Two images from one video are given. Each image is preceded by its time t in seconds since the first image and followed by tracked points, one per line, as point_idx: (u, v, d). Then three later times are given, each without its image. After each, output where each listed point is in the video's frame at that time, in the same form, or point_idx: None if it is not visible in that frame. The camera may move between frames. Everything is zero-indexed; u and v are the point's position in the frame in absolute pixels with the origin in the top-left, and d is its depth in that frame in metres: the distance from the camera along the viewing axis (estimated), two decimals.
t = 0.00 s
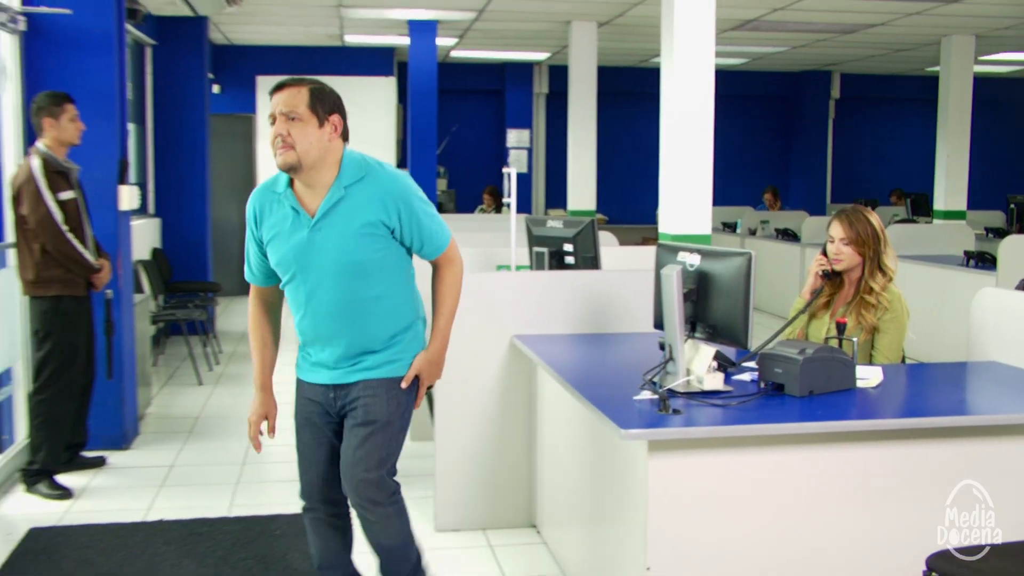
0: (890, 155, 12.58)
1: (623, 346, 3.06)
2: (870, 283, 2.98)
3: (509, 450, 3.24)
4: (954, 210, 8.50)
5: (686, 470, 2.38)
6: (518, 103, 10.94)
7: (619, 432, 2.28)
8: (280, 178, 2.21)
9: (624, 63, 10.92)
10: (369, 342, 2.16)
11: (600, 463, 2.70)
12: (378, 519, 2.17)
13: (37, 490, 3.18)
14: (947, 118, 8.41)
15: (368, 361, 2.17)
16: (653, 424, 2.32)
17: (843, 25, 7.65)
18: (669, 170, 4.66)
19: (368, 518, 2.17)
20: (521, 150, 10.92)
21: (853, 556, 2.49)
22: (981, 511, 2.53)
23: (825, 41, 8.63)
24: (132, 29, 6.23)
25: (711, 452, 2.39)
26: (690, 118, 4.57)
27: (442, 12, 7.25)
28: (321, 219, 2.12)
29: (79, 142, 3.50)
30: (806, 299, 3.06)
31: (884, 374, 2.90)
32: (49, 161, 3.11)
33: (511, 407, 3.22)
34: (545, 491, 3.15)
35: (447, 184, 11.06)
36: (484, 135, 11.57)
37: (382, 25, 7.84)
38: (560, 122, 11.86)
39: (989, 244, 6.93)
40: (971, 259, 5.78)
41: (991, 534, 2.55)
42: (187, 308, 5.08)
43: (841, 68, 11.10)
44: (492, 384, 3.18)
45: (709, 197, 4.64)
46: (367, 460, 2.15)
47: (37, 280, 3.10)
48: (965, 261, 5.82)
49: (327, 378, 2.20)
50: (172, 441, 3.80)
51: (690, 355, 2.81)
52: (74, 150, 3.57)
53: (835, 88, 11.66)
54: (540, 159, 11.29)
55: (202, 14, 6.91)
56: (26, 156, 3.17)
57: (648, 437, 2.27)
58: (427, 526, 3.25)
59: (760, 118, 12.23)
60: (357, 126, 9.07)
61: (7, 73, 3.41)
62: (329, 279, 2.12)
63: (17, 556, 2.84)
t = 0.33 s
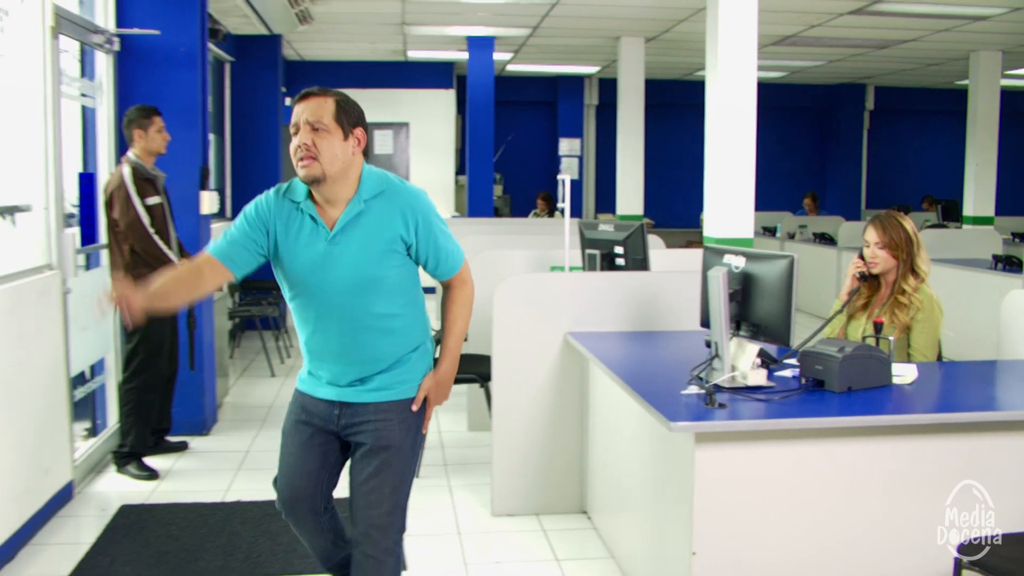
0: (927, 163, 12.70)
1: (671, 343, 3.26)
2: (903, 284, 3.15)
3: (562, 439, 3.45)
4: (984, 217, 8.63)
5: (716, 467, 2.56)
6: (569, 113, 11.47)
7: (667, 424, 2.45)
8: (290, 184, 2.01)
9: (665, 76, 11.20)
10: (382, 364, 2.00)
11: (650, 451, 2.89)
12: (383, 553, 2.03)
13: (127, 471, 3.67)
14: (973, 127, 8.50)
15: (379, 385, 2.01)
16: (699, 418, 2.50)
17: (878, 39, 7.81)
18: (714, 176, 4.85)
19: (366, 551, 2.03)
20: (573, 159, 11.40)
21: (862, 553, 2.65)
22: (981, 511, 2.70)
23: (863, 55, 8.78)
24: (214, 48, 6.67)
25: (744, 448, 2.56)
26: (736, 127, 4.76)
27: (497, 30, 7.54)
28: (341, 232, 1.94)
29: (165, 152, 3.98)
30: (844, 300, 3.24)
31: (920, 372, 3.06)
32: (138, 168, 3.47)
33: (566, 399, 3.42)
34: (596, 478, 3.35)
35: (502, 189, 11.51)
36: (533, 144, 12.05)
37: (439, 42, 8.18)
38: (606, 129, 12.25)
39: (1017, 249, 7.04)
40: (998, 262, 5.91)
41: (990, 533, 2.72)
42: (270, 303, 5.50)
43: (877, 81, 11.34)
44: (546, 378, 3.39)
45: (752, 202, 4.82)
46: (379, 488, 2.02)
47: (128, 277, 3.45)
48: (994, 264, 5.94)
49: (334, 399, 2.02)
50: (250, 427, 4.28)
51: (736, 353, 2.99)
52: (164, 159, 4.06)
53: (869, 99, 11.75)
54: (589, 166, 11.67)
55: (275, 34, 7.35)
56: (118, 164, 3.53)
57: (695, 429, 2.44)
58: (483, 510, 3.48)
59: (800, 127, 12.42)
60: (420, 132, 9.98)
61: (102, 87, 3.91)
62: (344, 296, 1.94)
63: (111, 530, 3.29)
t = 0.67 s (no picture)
0: (977, 164, 12.51)
1: (727, 343, 3.25)
2: (966, 287, 3.12)
3: (616, 439, 3.47)
4: None
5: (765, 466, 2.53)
6: (623, 113, 11.55)
7: (724, 424, 2.42)
8: (271, 190, 1.92)
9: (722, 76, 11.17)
10: (387, 371, 1.92)
11: (705, 453, 2.88)
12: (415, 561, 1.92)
13: (188, 465, 3.76)
14: None
15: (388, 393, 1.92)
16: (756, 419, 2.47)
17: (934, 39, 7.71)
18: (770, 177, 4.84)
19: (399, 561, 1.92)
20: (627, 159, 11.49)
21: (873, 554, 2.60)
22: (981, 511, 2.62)
23: (921, 54, 8.68)
24: (271, 48, 6.82)
25: (798, 448, 2.53)
26: (794, 128, 4.73)
27: (553, 31, 7.57)
28: (333, 236, 1.86)
29: (226, 151, 4.11)
30: (905, 301, 3.22)
31: (980, 375, 3.02)
32: (199, 169, 3.54)
33: (621, 399, 3.43)
34: (650, 479, 3.36)
35: (556, 189, 11.57)
36: (586, 145, 12.12)
37: (495, 43, 8.23)
38: (660, 130, 12.30)
39: None
40: None
41: (991, 535, 2.63)
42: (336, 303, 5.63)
43: (932, 81, 11.22)
44: (602, 378, 3.41)
45: (808, 203, 4.79)
46: (402, 498, 1.93)
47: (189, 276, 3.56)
48: None
49: (342, 413, 1.93)
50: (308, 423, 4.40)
51: (793, 354, 2.99)
52: (224, 159, 4.19)
53: (927, 99, 11.71)
54: (644, 168, 11.71)
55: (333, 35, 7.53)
56: (180, 165, 3.61)
57: (752, 429, 2.42)
58: (539, 509, 3.50)
59: (850, 129, 12.32)
60: (475, 132, 10.03)
61: (165, 89, 4.02)
62: (346, 303, 1.86)
63: (173, 522, 3.36)
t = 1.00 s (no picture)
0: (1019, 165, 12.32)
1: (769, 345, 3.23)
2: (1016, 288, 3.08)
3: (656, 441, 3.46)
4: None
5: (802, 467, 2.50)
6: (664, 113, 11.56)
7: (768, 426, 2.39)
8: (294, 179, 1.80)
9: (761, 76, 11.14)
10: (401, 379, 1.81)
11: (747, 453, 2.86)
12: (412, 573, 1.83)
13: (229, 463, 3.81)
14: None
15: (400, 403, 1.81)
16: (800, 420, 2.44)
17: (978, 37, 7.61)
18: (813, 177, 4.80)
19: None
20: (668, 158, 11.49)
21: (886, 555, 2.54)
22: (980, 511, 2.53)
23: (964, 53, 8.58)
24: (313, 49, 6.92)
25: (838, 451, 2.50)
26: (839, 130, 4.70)
27: (594, 31, 7.57)
28: (359, 235, 1.75)
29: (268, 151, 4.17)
30: (953, 302, 3.17)
31: None
32: (242, 169, 3.57)
33: (662, 400, 3.43)
34: (691, 481, 3.35)
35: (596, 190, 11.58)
36: (627, 145, 12.12)
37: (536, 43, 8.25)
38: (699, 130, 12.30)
39: None
40: None
41: (991, 535, 2.54)
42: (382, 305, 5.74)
43: (976, 80, 11.09)
44: (644, 378, 3.41)
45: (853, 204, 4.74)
46: (403, 512, 1.82)
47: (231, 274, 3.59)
48: None
49: (352, 422, 1.79)
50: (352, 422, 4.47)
51: (837, 356, 2.96)
52: (267, 158, 4.25)
53: (973, 98, 11.59)
54: (684, 167, 11.71)
55: (375, 35, 7.63)
56: (223, 164, 3.64)
57: (796, 431, 2.39)
58: (579, 510, 3.49)
59: (889, 131, 12.22)
60: (515, 133, 10.08)
61: (208, 89, 4.08)
62: (366, 304, 1.75)
63: (215, 519, 3.40)
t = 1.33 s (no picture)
0: None
1: (787, 346, 3.22)
2: None
3: (673, 440, 3.45)
4: None
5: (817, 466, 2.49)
6: (683, 113, 11.56)
7: (788, 428, 2.38)
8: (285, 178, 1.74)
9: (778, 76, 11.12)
10: (407, 376, 1.78)
11: (765, 454, 2.85)
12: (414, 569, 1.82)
13: (248, 462, 3.83)
14: None
15: (407, 400, 1.78)
16: (819, 421, 2.43)
17: (998, 37, 7.56)
18: (833, 178, 4.78)
19: None
20: (686, 159, 11.48)
21: (892, 556, 2.53)
22: (981, 511, 2.52)
23: (984, 52, 8.53)
24: (331, 49, 6.94)
25: (852, 451, 2.49)
26: (859, 130, 4.68)
27: (612, 30, 7.56)
28: (360, 231, 1.72)
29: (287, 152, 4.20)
30: (974, 303, 3.14)
31: None
32: (261, 168, 3.59)
33: (680, 399, 3.42)
34: (708, 481, 3.34)
35: (614, 190, 11.57)
36: (644, 144, 12.10)
37: (554, 43, 8.24)
38: (717, 130, 12.28)
39: None
40: None
41: (990, 535, 2.52)
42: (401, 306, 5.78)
43: (996, 80, 11.03)
44: (662, 377, 3.40)
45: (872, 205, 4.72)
46: (417, 510, 1.82)
47: (250, 274, 3.60)
48: None
49: (359, 425, 1.75)
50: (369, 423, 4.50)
51: (857, 356, 2.95)
52: (285, 159, 4.27)
53: (993, 98, 11.52)
54: (702, 168, 11.71)
55: (393, 36, 7.65)
56: (243, 164, 3.66)
57: (815, 433, 2.38)
58: (597, 510, 3.49)
59: (908, 131, 12.16)
60: (532, 133, 10.08)
61: (227, 90, 4.10)
62: (373, 301, 1.71)
63: (234, 518, 3.41)
